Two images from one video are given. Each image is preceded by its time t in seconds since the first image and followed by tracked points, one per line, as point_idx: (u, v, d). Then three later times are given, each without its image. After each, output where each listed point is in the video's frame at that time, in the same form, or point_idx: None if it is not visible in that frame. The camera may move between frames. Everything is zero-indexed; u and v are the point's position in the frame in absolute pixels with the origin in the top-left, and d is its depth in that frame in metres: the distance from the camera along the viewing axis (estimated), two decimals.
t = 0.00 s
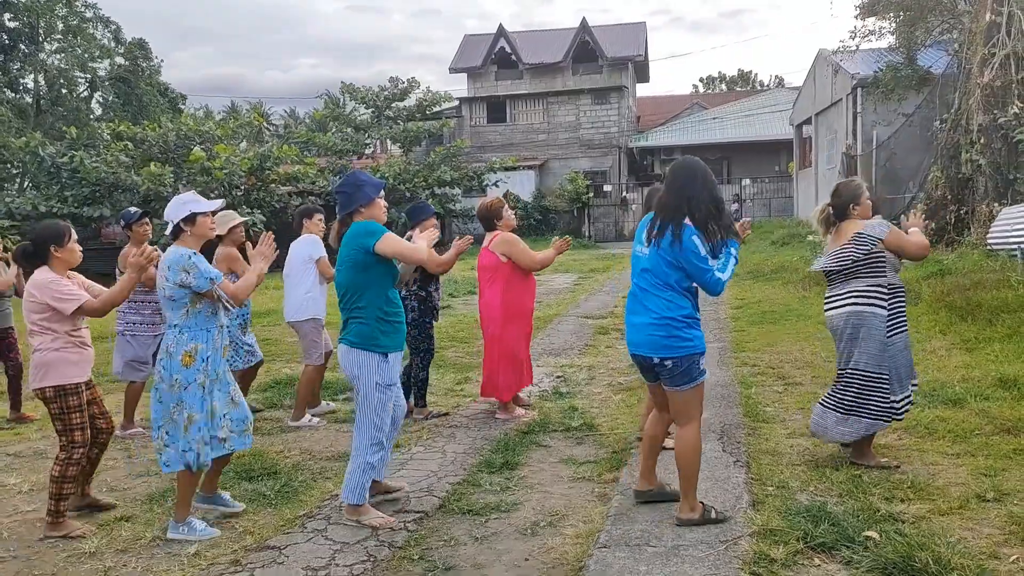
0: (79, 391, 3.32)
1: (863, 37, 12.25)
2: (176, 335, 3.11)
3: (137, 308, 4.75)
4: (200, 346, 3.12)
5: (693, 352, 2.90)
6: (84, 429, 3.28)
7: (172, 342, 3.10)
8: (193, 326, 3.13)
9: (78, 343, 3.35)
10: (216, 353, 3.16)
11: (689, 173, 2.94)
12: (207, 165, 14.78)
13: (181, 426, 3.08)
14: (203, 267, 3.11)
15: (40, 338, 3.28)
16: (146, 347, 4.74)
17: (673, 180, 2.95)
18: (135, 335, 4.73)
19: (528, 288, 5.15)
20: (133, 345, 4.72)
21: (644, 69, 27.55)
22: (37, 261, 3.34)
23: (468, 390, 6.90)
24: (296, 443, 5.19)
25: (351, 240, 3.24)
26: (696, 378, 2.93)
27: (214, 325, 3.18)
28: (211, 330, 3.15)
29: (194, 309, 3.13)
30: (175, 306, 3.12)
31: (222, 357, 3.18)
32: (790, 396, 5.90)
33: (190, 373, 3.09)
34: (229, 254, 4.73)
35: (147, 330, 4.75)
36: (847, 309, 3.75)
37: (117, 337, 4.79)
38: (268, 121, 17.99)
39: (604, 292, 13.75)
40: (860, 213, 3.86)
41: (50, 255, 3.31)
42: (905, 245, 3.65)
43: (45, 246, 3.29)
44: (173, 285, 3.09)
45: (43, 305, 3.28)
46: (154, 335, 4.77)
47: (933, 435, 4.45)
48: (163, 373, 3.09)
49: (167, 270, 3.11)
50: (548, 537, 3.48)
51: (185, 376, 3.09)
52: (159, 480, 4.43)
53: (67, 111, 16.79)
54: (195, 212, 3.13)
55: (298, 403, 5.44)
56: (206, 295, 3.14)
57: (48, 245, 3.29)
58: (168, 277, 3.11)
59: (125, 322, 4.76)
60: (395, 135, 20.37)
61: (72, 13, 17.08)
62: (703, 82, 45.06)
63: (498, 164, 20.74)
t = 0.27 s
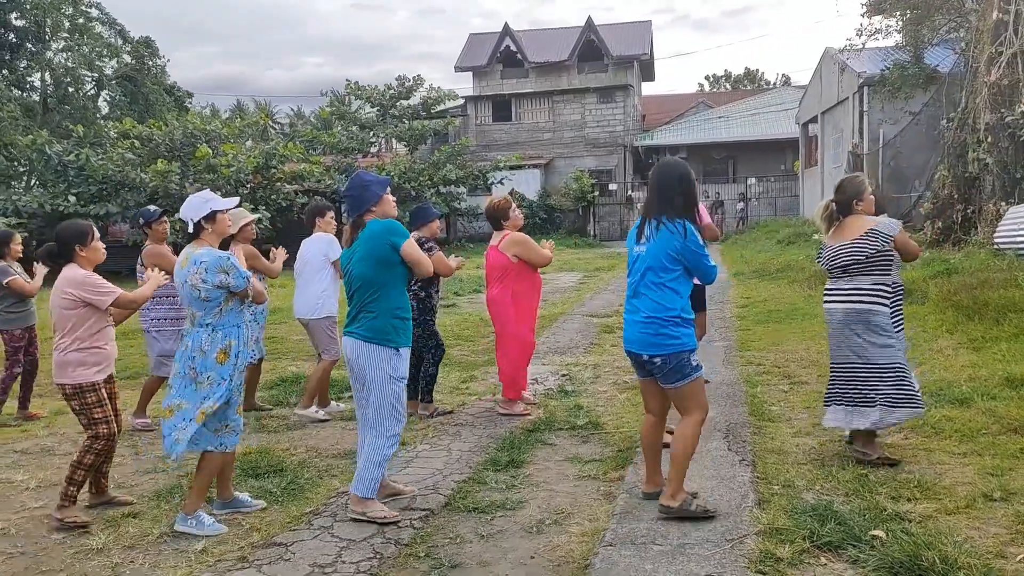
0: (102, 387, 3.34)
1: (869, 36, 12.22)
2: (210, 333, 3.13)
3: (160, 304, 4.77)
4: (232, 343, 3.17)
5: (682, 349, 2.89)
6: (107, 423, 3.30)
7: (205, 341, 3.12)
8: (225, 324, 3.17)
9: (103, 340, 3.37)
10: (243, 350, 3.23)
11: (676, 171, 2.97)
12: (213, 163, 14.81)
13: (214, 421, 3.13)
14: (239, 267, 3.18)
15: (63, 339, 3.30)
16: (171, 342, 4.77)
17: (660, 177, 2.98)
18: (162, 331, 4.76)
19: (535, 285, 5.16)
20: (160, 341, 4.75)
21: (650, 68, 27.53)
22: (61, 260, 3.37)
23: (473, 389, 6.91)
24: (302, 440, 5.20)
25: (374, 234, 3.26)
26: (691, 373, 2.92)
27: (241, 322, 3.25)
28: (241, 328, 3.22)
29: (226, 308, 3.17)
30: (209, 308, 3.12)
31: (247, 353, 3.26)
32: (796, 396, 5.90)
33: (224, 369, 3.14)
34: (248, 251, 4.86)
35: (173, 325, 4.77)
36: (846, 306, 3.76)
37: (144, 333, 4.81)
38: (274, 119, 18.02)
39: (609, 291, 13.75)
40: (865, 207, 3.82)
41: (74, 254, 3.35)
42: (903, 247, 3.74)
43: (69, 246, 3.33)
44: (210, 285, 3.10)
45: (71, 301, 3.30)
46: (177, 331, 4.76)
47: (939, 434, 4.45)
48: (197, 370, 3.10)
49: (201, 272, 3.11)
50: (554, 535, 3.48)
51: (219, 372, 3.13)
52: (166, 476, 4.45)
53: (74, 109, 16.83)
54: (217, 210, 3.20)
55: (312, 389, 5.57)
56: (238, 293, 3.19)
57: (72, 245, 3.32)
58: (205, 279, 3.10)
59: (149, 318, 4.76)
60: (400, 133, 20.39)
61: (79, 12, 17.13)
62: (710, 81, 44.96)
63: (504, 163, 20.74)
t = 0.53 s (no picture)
0: (99, 384, 3.31)
1: (880, 34, 12.17)
2: (219, 331, 3.13)
3: (168, 300, 4.78)
4: (242, 340, 3.15)
5: (676, 355, 2.87)
6: (95, 422, 3.29)
7: (215, 339, 3.12)
8: (235, 321, 3.16)
9: (111, 336, 3.34)
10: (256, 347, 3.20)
11: (669, 172, 2.99)
12: (222, 161, 14.86)
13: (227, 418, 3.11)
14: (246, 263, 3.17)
15: (70, 333, 3.29)
16: (178, 338, 4.79)
17: (652, 179, 2.99)
18: (167, 327, 4.75)
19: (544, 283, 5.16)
20: (166, 336, 4.76)
21: (659, 67, 27.48)
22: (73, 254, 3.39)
23: (481, 387, 6.91)
24: (311, 439, 5.20)
25: (378, 234, 3.24)
26: (681, 380, 2.90)
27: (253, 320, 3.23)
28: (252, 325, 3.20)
29: (234, 306, 3.17)
30: (217, 305, 3.13)
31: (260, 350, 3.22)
32: (805, 395, 5.88)
33: (234, 366, 3.12)
34: (254, 246, 4.81)
35: (180, 322, 4.78)
36: (858, 302, 3.75)
37: (149, 329, 4.79)
38: (283, 118, 18.05)
39: (617, 290, 13.74)
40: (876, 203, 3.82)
41: (83, 248, 3.35)
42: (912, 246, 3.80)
43: (78, 241, 3.34)
44: (217, 283, 3.11)
45: (76, 295, 3.29)
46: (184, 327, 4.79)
47: (950, 435, 4.42)
48: (207, 367, 3.10)
49: (210, 269, 3.13)
50: (563, 534, 3.48)
51: (229, 369, 3.11)
52: (176, 474, 4.46)
53: (84, 107, 16.88)
54: (228, 208, 3.19)
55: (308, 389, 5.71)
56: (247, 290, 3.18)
57: (80, 239, 3.33)
58: (213, 276, 3.12)
59: (156, 315, 4.75)
60: (408, 132, 20.41)
61: (89, 11, 17.18)
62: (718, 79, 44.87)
63: (512, 161, 20.73)
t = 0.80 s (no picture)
0: (94, 380, 3.32)
1: (892, 33, 12.11)
2: (208, 318, 3.15)
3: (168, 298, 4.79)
4: (226, 327, 3.12)
5: (674, 352, 2.85)
6: (91, 418, 3.33)
7: (203, 325, 3.14)
8: (222, 309, 3.15)
9: (108, 329, 3.33)
10: (244, 336, 3.14)
11: (679, 163, 2.97)
12: (233, 160, 14.92)
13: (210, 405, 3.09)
14: (229, 248, 3.13)
15: (68, 324, 3.32)
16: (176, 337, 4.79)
17: (663, 169, 2.97)
18: (165, 324, 4.78)
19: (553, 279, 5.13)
20: (164, 334, 4.78)
21: (669, 65, 27.42)
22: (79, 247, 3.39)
23: (491, 386, 6.91)
24: (321, 437, 5.22)
25: (369, 233, 3.24)
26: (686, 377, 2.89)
27: (246, 308, 3.17)
28: (239, 313, 3.15)
29: (223, 292, 3.15)
30: (207, 291, 3.17)
31: (250, 339, 3.15)
32: (816, 395, 5.86)
33: (216, 354, 3.10)
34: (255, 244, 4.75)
35: (177, 320, 4.79)
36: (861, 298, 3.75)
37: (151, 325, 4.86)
38: (294, 118, 18.08)
39: (627, 289, 13.72)
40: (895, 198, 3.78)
41: (86, 242, 3.34)
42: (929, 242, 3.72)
43: (80, 235, 3.32)
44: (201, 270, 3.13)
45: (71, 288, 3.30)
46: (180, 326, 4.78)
47: (962, 435, 4.40)
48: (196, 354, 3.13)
49: (200, 256, 3.16)
50: (573, 533, 3.47)
51: (211, 357, 3.10)
52: (187, 472, 4.47)
53: (96, 107, 16.96)
54: (229, 197, 3.15)
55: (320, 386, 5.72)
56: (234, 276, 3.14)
57: (82, 232, 3.31)
58: (201, 262, 3.15)
59: (157, 311, 4.78)
60: (418, 131, 20.44)
61: (101, 11, 17.25)
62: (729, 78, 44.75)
63: (522, 161, 20.72)
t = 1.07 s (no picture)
0: (96, 381, 3.32)
1: (905, 31, 12.05)
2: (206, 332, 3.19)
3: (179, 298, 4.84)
4: (216, 341, 3.13)
5: (682, 352, 2.85)
6: (94, 417, 3.28)
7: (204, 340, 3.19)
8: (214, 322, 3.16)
9: (107, 333, 3.35)
10: (231, 348, 3.11)
11: (689, 168, 2.89)
12: (246, 160, 15.01)
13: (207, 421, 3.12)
14: (208, 265, 3.12)
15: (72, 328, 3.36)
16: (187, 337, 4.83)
17: (681, 172, 2.90)
18: (178, 323, 4.83)
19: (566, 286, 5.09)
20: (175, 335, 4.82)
21: (681, 64, 27.37)
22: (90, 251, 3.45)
23: (502, 385, 6.93)
24: (333, 435, 5.25)
25: (368, 245, 3.26)
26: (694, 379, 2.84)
27: (236, 319, 3.13)
28: (227, 326, 3.12)
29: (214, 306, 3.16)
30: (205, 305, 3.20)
31: (238, 351, 3.11)
32: (828, 395, 5.86)
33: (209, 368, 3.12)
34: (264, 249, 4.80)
35: (190, 320, 4.83)
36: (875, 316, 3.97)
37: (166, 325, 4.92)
38: (306, 117, 18.16)
39: (638, 288, 13.71)
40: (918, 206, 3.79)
41: (95, 246, 3.40)
42: (940, 258, 3.69)
43: (89, 238, 3.38)
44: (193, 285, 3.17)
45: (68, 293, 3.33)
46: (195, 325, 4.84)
47: (976, 435, 4.39)
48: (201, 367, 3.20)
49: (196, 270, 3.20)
50: (585, 532, 3.49)
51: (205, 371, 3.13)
52: (201, 469, 4.51)
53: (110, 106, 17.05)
54: (229, 208, 3.15)
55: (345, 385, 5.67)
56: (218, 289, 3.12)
57: (91, 236, 3.37)
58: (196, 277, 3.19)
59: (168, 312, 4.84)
60: (430, 130, 20.48)
61: (114, 11, 17.35)
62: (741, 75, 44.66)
63: (534, 159, 20.73)
